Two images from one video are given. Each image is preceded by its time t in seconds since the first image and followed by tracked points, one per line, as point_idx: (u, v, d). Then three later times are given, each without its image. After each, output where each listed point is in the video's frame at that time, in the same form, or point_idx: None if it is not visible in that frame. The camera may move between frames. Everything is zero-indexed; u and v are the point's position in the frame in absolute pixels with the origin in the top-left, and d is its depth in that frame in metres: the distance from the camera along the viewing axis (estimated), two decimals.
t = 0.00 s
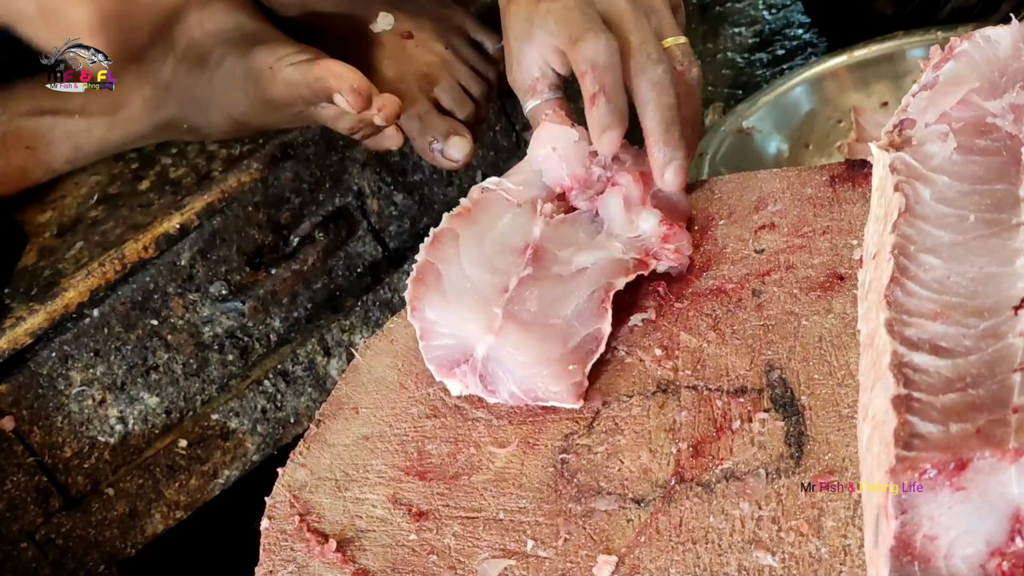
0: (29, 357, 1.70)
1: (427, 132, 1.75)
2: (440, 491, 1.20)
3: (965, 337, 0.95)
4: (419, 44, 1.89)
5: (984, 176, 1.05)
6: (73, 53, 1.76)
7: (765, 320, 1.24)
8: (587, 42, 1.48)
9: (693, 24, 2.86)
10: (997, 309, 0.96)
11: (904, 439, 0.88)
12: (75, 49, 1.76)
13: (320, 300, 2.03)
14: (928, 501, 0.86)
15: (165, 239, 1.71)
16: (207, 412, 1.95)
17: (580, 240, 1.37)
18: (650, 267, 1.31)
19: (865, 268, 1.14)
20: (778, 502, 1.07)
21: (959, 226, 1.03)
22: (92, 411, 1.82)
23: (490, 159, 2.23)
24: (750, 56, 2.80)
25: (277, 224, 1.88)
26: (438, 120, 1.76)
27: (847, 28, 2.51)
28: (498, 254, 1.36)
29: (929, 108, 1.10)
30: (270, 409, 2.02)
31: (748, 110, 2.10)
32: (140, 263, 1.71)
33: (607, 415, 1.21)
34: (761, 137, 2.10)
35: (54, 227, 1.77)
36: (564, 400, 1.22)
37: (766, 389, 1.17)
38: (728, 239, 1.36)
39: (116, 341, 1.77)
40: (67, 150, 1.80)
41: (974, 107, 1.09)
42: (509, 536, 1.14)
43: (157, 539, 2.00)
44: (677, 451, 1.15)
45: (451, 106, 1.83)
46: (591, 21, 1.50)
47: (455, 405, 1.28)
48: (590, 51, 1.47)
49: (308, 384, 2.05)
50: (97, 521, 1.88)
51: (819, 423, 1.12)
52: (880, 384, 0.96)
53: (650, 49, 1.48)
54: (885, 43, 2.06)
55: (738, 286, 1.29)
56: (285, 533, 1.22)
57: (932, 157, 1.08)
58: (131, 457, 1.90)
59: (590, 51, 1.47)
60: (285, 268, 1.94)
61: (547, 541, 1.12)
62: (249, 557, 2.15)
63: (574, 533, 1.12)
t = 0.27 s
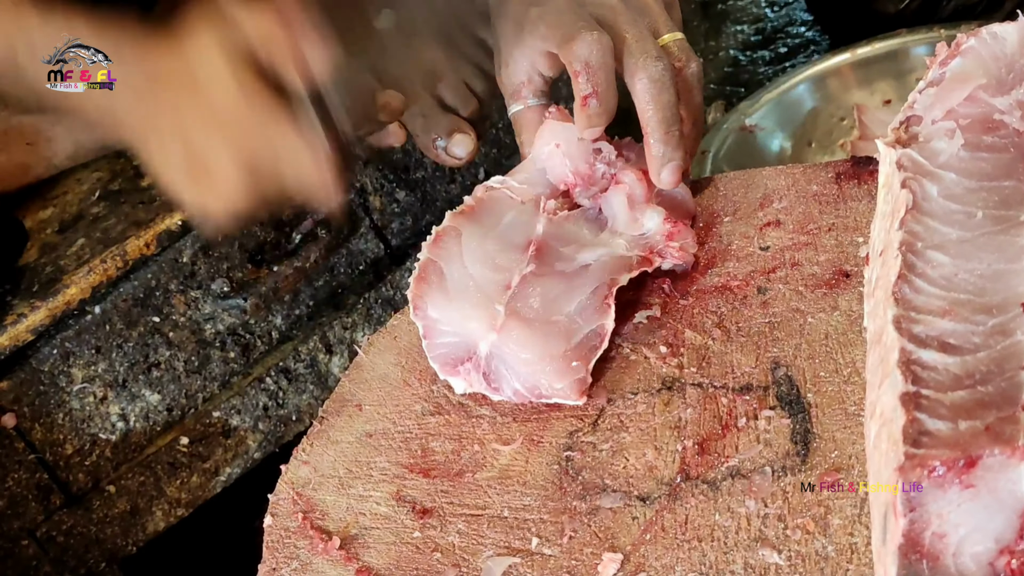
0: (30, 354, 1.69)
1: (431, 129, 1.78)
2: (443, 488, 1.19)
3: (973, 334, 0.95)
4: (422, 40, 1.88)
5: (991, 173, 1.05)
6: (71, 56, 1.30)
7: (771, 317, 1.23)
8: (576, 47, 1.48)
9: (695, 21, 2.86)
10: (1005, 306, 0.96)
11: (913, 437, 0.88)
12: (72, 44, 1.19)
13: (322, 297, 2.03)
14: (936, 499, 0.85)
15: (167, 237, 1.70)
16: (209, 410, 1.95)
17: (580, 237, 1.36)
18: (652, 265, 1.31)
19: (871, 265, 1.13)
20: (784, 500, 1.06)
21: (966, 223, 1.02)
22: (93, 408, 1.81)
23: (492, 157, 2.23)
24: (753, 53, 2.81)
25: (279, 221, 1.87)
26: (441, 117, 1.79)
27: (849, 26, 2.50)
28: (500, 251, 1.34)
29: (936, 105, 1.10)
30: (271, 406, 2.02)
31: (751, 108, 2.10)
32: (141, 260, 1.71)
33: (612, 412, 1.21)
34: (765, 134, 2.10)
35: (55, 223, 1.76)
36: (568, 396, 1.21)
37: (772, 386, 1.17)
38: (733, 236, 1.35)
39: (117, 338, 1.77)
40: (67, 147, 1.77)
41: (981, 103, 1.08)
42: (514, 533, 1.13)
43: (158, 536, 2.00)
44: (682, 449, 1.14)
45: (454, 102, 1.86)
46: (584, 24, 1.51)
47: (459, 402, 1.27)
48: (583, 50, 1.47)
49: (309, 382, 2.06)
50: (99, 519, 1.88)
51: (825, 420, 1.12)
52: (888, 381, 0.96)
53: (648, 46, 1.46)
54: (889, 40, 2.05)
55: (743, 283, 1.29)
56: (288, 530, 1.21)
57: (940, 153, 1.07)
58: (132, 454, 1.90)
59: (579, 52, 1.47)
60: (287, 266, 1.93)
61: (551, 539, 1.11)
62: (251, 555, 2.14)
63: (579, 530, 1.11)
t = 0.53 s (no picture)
0: (31, 353, 1.70)
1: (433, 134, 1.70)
2: (445, 487, 1.19)
3: (976, 334, 0.95)
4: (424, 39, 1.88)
5: (994, 172, 1.05)
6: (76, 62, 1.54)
7: (773, 317, 1.23)
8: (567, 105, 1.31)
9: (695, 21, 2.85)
10: (1009, 306, 0.95)
11: (916, 436, 0.87)
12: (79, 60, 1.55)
13: (324, 297, 2.03)
14: (940, 498, 0.86)
15: (168, 236, 1.71)
16: (210, 409, 1.94)
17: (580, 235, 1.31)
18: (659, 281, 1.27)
19: (874, 264, 1.13)
20: (786, 499, 1.06)
21: (969, 223, 1.02)
22: (94, 407, 1.81)
23: (494, 156, 2.23)
24: (754, 53, 2.82)
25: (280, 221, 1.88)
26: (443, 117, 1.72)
27: (851, 26, 2.51)
28: (496, 255, 1.31)
29: (939, 104, 1.10)
30: (273, 406, 2.01)
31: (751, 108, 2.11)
32: (142, 259, 1.71)
33: (614, 411, 1.20)
34: (766, 133, 2.13)
35: (56, 222, 1.76)
36: (572, 396, 1.20)
37: (774, 385, 1.17)
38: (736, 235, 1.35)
39: (118, 338, 1.77)
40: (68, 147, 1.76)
41: (984, 102, 1.08)
42: (515, 532, 1.13)
43: (158, 536, 1.99)
44: (684, 449, 1.14)
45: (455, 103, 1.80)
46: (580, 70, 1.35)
47: (461, 402, 1.27)
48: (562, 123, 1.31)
49: (310, 381, 2.04)
50: (99, 518, 1.87)
51: (828, 419, 1.12)
52: (891, 380, 0.96)
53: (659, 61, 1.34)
54: (892, 39, 2.02)
55: (747, 282, 1.27)
56: (289, 529, 1.21)
57: (942, 152, 1.07)
58: (133, 453, 1.89)
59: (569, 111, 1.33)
60: (288, 265, 1.93)
61: (553, 538, 1.11)
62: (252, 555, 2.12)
63: (581, 530, 1.11)
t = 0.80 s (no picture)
0: (33, 352, 1.69)
1: (433, 129, 1.77)
2: (447, 487, 1.19)
3: (979, 333, 0.94)
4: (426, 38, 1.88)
5: (997, 171, 1.05)
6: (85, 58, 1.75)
7: (776, 316, 1.23)
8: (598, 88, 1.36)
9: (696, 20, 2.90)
10: (1012, 305, 0.95)
11: (919, 436, 0.87)
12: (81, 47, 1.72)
13: (325, 296, 2.03)
14: (943, 498, 0.85)
15: (169, 235, 1.70)
16: (212, 408, 1.94)
17: (595, 243, 1.35)
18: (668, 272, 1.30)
19: (877, 264, 1.13)
20: (788, 499, 1.06)
21: (972, 222, 1.02)
22: (95, 407, 1.81)
23: (495, 156, 2.23)
24: (755, 53, 2.82)
25: (281, 220, 1.88)
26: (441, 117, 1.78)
27: (852, 26, 2.51)
28: (513, 255, 1.34)
29: (941, 104, 1.10)
30: (275, 405, 2.01)
31: (755, 107, 2.10)
32: (144, 258, 1.71)
33: (617, 411, 1.20)
34: (768, 134, 2.10)
35: (57, 221, 1.76)
36: (561, 405, 1.20)
37: (776, 385, 1.16)
38: (738, 234, 1.35)
39: (120, 337, 1.76)
40: (70, 145, 1.76)
41: (987, 101, 1.08)
42: (517, 532, 1.13)
43: (159, 535, 2.00)
44: (686, 448, 1.14)
45: (457, 103, 1.85)
46: (621, 51, 1.38)
47: (463, 401, 1.27)
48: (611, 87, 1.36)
49: (312, 381, 2.04)
50: (101, 517, 1.88)
51: (830, 419, 1.12)
52: (894, 380, 0.96)
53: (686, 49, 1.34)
54: (893, 39, 2.03)
55: (748, 282, 1.28)
56: (291, 529, 1.21)
57: (945, 152, 1.07)
58: (135, 452, 1.89)
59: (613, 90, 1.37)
60: (289, 264, 1.93)
61: (555, 538, 1.11)
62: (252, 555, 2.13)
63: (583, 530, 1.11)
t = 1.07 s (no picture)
0: (34, 354, 1.70)
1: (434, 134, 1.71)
2: (447, 489, 1.19)
3: (979, 335, 0.94)
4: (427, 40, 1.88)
5: (997, 173, 1.04)
6: (74, 56, 1.52)
7: (776, 319, 1.23)
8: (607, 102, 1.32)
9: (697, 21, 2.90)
10: (1012, 307, 0.95)
11: (918, 438, 0.87)
12: (75, 51, 1.52)
13: (326, 298, 2.03)
14: (942, 500, 0.85)
15: (170, 237, 1.73)
16: (213, 410, 1.94)
17: (604, 231, 1.31)
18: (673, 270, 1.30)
19: (877, 266, 1.13)
20: (788, 502, 1.06)
21: (972, 224, 1.02)
22: (96, 409, 1.81)
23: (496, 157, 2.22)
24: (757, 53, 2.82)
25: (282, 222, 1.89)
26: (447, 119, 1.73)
27: (853, 26, 2.51)
28: (519, 233, 1.31)
29: (941, 106, 1.10)
30: (276, 407, 2.01)
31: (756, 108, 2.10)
32: (145, 260, 1.72)
33: (617, 413, 1.20)
34: (769, 134, 2.11)
35: (58, 224, 1.76)
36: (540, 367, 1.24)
37: (776, 388, 1.16)
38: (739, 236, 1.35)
39: (120, 339, 1.77)
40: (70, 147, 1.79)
41: (987, 103, 1.08)
42: (517, 535, 1.13)
43: (160, 537, 1.99)
44: (686, 451, 1.14)
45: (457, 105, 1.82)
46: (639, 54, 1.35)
47: (463, 404, 1.27)
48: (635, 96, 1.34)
49: (313, 382, 2.04)
50: (102, 520, 1.87)
51: (830, 422, 1.11)
52: (893, 382, 0.95)
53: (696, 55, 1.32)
54: (894, 40, 2.03)
55: (749, 284, 1.28)
56: (291, 532, 1.21)
57: (945, 153, 1.07)
58: (135, 455, 1.89)
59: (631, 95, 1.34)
60: (290, 266, 1.93)
61: (555, 541, 1.11)
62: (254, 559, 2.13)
63: (583, 533, 1.11)
